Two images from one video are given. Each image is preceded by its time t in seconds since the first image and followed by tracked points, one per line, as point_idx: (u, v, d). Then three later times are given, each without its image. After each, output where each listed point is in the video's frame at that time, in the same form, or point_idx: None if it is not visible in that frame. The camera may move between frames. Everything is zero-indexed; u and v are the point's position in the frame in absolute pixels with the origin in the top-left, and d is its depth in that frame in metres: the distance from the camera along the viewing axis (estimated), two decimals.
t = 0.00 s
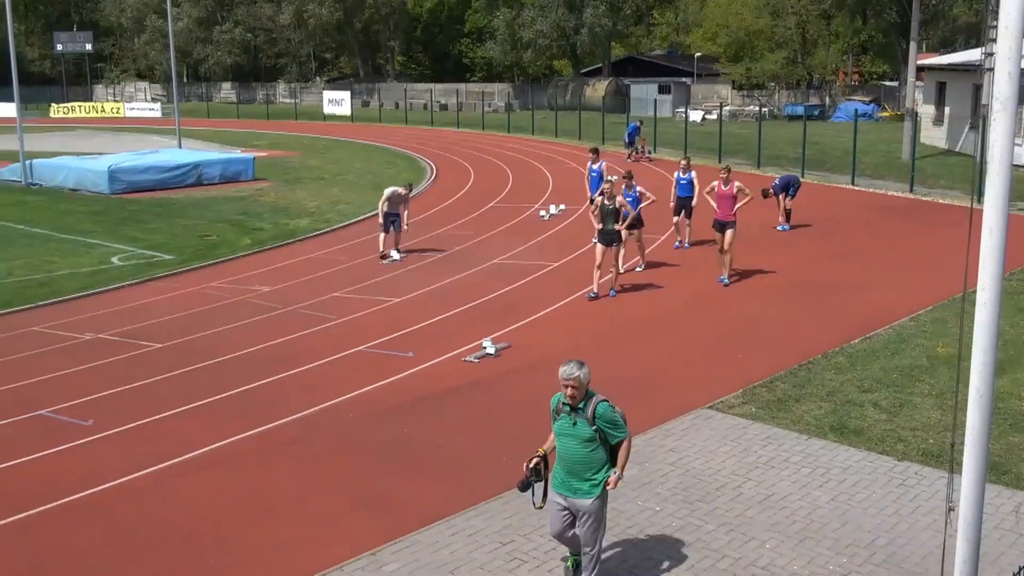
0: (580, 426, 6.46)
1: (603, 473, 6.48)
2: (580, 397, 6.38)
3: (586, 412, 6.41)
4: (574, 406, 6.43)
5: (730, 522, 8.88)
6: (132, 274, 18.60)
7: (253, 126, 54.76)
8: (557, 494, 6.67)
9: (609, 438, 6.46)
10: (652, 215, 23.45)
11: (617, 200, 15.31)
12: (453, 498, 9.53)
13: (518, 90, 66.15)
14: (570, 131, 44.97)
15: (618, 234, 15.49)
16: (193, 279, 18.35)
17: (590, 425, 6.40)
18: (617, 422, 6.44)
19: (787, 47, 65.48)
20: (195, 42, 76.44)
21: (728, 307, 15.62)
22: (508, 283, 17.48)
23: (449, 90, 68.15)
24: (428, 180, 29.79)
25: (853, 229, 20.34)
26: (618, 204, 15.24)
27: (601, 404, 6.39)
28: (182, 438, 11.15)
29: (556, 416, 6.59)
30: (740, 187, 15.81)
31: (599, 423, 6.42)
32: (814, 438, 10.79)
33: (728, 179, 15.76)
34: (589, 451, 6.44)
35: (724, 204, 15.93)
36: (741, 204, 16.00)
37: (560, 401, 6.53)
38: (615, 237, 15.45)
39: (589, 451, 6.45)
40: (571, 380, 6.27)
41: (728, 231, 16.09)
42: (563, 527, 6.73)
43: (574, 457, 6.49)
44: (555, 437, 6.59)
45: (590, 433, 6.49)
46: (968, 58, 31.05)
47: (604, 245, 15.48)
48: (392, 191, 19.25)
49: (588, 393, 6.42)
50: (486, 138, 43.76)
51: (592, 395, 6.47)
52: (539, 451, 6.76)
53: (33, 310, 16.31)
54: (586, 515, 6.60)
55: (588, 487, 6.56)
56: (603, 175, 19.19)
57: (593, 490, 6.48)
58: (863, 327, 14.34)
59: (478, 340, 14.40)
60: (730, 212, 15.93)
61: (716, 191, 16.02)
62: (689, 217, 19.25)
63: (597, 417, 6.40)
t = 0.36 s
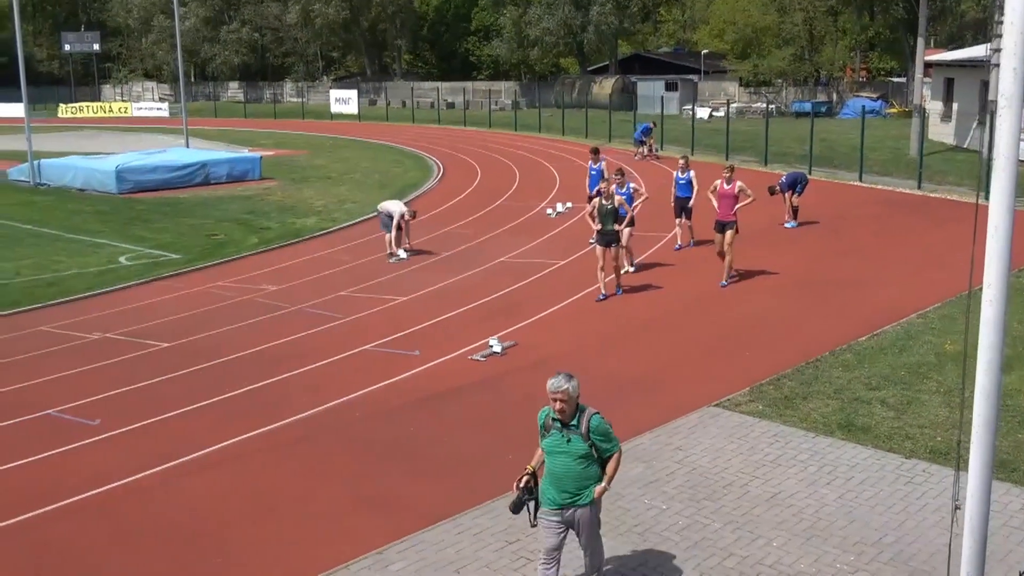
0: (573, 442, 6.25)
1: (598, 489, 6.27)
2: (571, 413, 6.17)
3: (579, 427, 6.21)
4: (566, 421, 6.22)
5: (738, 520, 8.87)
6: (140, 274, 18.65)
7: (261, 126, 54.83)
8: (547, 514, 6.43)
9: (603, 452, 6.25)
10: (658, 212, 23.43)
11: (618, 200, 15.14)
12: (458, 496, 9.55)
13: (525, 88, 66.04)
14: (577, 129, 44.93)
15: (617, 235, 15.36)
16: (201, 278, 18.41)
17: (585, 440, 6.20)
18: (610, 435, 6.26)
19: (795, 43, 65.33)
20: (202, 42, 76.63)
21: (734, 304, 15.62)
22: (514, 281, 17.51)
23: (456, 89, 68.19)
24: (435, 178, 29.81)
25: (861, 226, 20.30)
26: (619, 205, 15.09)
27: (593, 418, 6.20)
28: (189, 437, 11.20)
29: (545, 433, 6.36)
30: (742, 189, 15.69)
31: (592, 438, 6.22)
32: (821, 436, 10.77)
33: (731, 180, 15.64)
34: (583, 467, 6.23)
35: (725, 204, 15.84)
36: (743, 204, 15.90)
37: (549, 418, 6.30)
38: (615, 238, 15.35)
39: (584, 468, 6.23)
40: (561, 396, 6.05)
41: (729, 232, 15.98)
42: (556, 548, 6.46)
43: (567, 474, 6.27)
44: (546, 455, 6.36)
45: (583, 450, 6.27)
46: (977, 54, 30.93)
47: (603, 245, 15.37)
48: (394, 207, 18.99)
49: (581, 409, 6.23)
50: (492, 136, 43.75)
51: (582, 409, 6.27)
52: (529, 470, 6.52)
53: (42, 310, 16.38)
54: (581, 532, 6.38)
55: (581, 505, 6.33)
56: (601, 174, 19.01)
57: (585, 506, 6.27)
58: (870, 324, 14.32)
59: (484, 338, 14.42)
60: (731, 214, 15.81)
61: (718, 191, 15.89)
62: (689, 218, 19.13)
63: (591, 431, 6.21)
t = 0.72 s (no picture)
0: (546, 455, 5.97)
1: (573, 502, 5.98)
2: (542, 423, 5.89)
3: (552, 438, 5.92)
4: (537, 431, 5.93)
5: (740, 520, 8.83)
6: (146, 273, 18.70)
7: (268, 124, 54.92)
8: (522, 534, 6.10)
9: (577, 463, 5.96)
10: (664, 210, 23.36)
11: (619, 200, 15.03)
12: (460, 495, 9.56)
13: (532, 85, 65.95)
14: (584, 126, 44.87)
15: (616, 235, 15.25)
16: (206, 277, 18.47)
17: (558, 452, 5.91)
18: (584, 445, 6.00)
19: (802, 39, 65.09)
20: (209, 41, 76.86)
21: (740, 302, 15.55)
22: (519, 279, 17.49)
23: (462, 87, 68.24)
24: (442, 176, 29.81)
25: (867, 223, 20.20)
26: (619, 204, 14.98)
27: (567, 426, 5.94)
28: (192, 436, 11.23)
29: (515, 446, 6.07)
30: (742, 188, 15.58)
31: (566, 448, 5.93)
32: (826, 435, 10.71)
33: (730, 179, 15.54)
34: (557, 479, 5.94)
35: (725, 203, 15.75)
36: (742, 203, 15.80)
37: (519, 430, 6.00)
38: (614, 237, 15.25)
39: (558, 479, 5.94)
40: (531, 406, 5.76)
41: (730, 232, 15.84)
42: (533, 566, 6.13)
43: (541, 488, 5.98)
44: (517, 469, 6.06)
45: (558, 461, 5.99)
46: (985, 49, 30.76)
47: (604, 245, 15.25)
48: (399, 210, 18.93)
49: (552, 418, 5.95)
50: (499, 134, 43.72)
51: (555, 419, 5.98)
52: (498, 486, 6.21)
53: (49, 309, 16.45)
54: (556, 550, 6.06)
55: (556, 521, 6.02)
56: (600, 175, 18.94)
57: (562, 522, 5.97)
58: (876, 321, 14.25)
59: (487, 337, 14.42)
60: (732, 213, 15.69)
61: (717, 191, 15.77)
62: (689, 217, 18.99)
63: (564, 442, 5.91)
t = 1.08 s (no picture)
0: (511, 473, 5.75)
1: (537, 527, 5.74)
2: (508, 442, 5.64)
3: (517, 457, 5.67)
4: (503, 449, 5.70)
5: (740, 519, 8.80)
6: (152, 270, 18.77)
7: (275, 121, 55.02)
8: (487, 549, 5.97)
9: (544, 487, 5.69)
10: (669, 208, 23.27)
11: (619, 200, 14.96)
12: (458, 493, 9.57)
13: (539, 83, 65.81)
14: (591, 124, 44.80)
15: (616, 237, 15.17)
16: (212, 274, 18.54)
17: (523, 473, 5.66)
18: (556, 468, 5.68)
19: (810, 37, 64.78)
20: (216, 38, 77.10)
21: (743, 301, 15.50)
22: (523, 277, 17.48)
23: (469, 85, 68.25)
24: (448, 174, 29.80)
25: (873, 221, 20.09)
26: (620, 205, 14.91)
27: (536, 447, 5.64)
28: (194, 433, 11.28)
29: (487, 460, 5.87)
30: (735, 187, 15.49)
31: (532, 471, 5.65)
32: (827, 434, 10.66)
33: (723, 179, 15.45)
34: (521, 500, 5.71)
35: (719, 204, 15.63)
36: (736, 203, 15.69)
37: (489, 445, 5.80)
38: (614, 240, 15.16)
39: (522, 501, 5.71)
40: (496, 425, 5.54)
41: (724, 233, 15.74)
42: None
43: (506, 507, 5.78)
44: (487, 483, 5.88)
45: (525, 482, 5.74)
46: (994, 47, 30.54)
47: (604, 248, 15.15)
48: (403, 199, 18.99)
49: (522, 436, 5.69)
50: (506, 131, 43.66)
51: (525, 438, 5.71)
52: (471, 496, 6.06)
53: (56, 305, 16.54)
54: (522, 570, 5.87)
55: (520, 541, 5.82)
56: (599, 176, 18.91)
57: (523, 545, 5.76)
58: (881, 320, 14.17)
59: (489, 335, 14.41)
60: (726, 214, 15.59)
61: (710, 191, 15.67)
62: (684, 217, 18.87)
63: (530, 464, 5.64)
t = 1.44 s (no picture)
0: (476, 486, 5.51)
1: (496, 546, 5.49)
2: (473, 454, 5.41)
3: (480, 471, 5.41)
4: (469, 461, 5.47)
5: (742, 517, 8.77)
6: (157, 269, 18.80)
7: (283, 119, 55.13)
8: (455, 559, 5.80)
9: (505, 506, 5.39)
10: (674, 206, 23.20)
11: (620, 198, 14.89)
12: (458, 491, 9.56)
13: (545, 80, 65.79)
14: (597, 121, 44.75)
15: (620, 235, 15.07)
16: (217, 273, 18.58)
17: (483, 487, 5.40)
18: (521, 486, 5.33)
19: (816, 33, 64.53)
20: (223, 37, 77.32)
21: (748, 298, 15.44)
22: (527, 275, 17.46)
23: (475, 82, 68.33)
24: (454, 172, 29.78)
25: (879, 218, 20.00)
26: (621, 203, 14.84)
27: (500, 462, 5.34)
28: (196, 431, 11.31)
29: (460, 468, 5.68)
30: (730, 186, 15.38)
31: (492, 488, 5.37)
32: (830, 432, 10.62)
33: (718, 177, 15.35)
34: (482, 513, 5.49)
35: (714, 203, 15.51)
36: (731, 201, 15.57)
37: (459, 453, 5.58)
38: (618, 240, 15.06)
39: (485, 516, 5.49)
40: (461, 435, 5.34)
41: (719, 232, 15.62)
42: None
43: (471, 518, 5.58)
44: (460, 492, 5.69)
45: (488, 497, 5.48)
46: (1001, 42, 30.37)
47: (606, 248, 15.06)
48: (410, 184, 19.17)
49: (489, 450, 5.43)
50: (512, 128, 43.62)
51: (493, 452, 5.42)
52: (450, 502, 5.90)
53: (62, 305, 16.59)
54: None
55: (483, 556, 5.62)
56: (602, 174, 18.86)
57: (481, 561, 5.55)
58: (885, 317, 14.10)
59: (492, 333, 14.39)
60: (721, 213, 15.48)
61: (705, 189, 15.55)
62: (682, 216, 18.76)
63: (490, 479, 5.35)
